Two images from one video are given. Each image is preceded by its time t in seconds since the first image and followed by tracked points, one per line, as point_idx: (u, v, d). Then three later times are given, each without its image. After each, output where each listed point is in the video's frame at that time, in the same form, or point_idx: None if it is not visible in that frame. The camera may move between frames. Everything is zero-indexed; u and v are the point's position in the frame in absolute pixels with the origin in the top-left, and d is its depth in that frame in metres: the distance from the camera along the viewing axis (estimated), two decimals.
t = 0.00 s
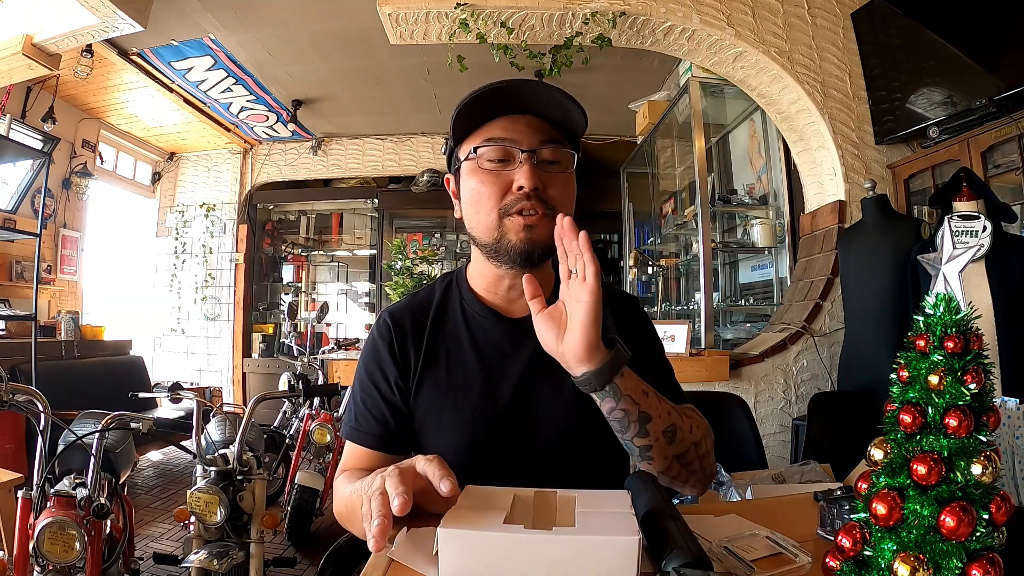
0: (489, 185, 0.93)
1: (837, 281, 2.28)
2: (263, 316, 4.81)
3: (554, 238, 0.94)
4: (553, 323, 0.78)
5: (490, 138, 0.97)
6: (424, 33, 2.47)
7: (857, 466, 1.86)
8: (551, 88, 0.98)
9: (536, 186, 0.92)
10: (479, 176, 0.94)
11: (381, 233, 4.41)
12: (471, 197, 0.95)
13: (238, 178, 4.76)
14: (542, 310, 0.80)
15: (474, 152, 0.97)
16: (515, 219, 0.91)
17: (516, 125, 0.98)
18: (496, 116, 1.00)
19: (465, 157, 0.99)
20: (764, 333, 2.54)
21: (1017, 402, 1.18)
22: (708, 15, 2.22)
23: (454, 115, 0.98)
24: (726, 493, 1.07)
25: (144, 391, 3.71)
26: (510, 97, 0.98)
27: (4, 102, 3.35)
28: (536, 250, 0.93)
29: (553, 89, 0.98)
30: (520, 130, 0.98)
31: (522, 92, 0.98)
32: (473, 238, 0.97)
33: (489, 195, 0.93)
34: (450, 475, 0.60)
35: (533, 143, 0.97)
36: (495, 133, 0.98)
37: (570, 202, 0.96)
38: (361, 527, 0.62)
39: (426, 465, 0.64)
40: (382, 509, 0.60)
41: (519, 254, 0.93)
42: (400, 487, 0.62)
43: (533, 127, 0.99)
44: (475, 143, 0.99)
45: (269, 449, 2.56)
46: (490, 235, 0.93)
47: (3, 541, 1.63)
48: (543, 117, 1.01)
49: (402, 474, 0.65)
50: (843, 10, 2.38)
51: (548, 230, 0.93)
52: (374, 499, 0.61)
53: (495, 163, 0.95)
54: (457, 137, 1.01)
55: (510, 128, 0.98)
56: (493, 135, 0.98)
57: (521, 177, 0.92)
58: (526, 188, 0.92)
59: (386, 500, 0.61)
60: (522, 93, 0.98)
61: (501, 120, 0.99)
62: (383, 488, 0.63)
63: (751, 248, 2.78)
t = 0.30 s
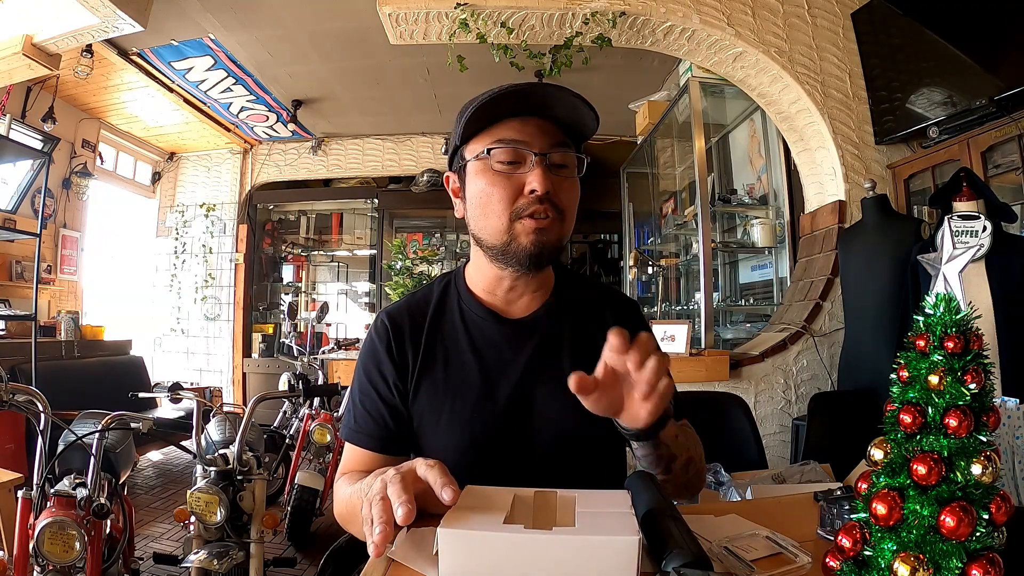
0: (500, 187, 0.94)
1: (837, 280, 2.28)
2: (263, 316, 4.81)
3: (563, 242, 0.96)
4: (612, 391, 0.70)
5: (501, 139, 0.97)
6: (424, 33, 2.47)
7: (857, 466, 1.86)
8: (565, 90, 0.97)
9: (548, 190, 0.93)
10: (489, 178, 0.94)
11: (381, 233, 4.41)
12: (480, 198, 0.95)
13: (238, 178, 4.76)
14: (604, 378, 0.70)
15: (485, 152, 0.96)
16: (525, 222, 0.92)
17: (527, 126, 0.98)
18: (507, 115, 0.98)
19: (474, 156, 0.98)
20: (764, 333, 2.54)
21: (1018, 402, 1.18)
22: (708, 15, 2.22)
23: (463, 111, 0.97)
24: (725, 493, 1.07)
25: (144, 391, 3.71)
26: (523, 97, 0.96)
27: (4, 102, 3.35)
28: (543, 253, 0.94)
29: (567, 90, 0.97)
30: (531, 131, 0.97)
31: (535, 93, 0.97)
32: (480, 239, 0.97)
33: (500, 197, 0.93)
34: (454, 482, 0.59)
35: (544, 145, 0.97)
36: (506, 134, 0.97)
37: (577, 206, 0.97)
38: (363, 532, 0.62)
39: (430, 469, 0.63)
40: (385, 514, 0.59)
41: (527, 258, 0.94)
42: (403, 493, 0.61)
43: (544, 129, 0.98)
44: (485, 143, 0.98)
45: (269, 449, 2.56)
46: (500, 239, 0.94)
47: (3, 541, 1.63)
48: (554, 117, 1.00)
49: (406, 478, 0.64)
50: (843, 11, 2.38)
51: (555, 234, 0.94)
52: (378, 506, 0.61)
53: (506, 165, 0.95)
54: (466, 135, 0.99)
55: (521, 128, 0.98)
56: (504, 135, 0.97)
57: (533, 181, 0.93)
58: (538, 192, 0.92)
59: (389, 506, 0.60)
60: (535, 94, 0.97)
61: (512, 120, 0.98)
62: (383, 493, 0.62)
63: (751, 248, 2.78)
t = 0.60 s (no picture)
0: (499, 191, 0.94)
1: (837, 280, 2.28)
2: (263, 316, 4.81)
3: (564, 244, 0.96)
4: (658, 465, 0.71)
5: (500, 142, 0.96)
6: (424, 33, 2.47)
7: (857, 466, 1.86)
8: (564, 91, 0.96)
9: (548, 193, 0.93)
10: (489, 181, 0.94)
11: (381, 233, 4.41)
12: (481, 201, 0.95)
13: (238, 178, 4.76)
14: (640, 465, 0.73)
15: (485, 155, 0.96)
16: (526, 226, 0.93)
17: (527, 128, 0.97)
18: (507, 117, 0.97)
19: (474, 159, 0.98)
20: (764, 333, 2.54)
21: (1018, 402, 1.18)
22: (708, 15, 2.22)
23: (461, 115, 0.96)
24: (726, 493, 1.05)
25: (144, 391, 3.70)
26: (522, 99, 0.95)
27: (4, 102, 3.35)
28: (544, 257, 0.94)
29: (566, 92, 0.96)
30: (531, 133, 0.97)
31: (533, 94, 0.96)
32: (481, 241, 0.98)
33: (500, 200, 0.94)
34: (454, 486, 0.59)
35: (544, 147, 0.96)
36: (505, 136, 0.97)
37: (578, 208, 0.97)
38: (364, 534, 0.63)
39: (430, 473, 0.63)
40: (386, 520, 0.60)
41: (529, 262, 0.94)
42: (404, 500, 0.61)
43: (545, 130, 0.98)
44: (484, 146, 0.97)
45: (269, 449, 2.56)
46: (500, 242, 0.94)
47: (3, 541, 1.63)
48: (555, 118, 0.99)
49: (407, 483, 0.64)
50: (843, 10, 2.38)
51: (556, 237, 0.94)
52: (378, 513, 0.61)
53: (505, 168, 0.95)
54: (466, 138, 0.99)
55: (520, 130, 0.97)
56: (503, 138, 0.97)
57: (533, 184, 0.92)
58: (537, 195, 0.92)
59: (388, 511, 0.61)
60: (534, 95, 0.96)
61: (511, 122, 0.98)
62: (385, 498, 0.62)
63: (751, 248, 2.78)
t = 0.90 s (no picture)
0: (495, 189, 0.94)
1: (837, 280, 2.28)
2: (263, 316, 4.81)
3: (560, 242, 0.96)
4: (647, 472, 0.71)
5: (495, 142, 0.97)
6: (424, 33, 2.47)
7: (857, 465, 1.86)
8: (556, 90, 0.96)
9: (542, 191, 0.93)
10: (485, 180, 0.95)
11: (381, 233, 4.41)
12: (478, 200, 0.96)
13: (238, 178, 4.76)
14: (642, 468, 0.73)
15: (481, 155, 0.96)
16: (521, 224, 0.93)
17: (522, 127, 0.97)
18: (502, 117, 0.98)
19: (471, 159, 0.98)
20: (764, 333, 2.54)
21: (1018, 402, 1.18)
22: (708, 15, 2.22)
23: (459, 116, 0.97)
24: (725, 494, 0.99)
25: (144, 391, 3.70)
26: (516, 98, 0.96)
27: (4, 102, 3.35)
28: (540, 255, 0.94)
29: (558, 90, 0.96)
30: (527, 132, 0.97)
31: (528, 93, 0.96)
32: (479, 239, 0.98)
33: (495, 199, 0.94)
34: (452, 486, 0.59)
35: (540, 146, 0.96)
36: (501, 136, 0.97)
37: (574, 207, 0.97)
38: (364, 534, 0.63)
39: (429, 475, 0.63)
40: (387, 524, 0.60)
41: (525, 259, 0.94)
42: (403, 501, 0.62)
43: (541, 129, 0.98)
44: (480, 145, 0.98)
45: (269, 449, 2.56)
46: (496, 241, 0.94)
47: (3, 541, 1.63)
48: (551, 118, 0.99)
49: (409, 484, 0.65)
50: (843, 11, 2.38)
51: (551, 236, 0.94)
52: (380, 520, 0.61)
53: (501, 167, 0.95)
54: (463, 139, 1.00)
55: (516, 129, 0.97)
56: (499, 138, 0.97)
57: (526, 181, 0.93)
58: (531, 193, 0.92)
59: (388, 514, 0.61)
60: (530, 95, 0.96)
61: (506, 121, 0.98)
62: (385, 500, 0.62)
63: (751, 248, 2.78)
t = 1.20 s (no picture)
0: (495, 184, 0.94)
1: (837, 280, 2.28)
2: (263, 316, 4.81)
3: (560, 237, 0.94)
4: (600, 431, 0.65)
5: (497, 138, 0.97)
6: (424, 33, 2.47)
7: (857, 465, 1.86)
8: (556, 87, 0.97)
9: (542, 185, 0.92)
10: (486, 176, 0.95)
11: (381, 233, 4.41)
12: (480, 196, 0.96)
13: (238, 177, 4.76)
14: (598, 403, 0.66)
15: (482, 151, 0.97)
16: (521, 217, 0.92)
17: (523, 125, 0.98)
18: (504, 116, 0.99)
19: (473, 156, 0.99)
20: (764, 333, 2.54)
21: (1018, 402, 1.18)
22: (708, 15, 2.22)
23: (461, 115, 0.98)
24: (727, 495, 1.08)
25: (144, 391, 3.70)
26: (517, 98, 0.97)
27: (4, 102, 3.35)
28: (541, 248, 0.93)
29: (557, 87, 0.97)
30: (527, 131, 0.98)
31: (528, 91, 0.97)
32: (481, 235, 0.98)
33: (496, 193, 0.94)
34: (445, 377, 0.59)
35: (540, 143, 0.97)
36: (502, 134, 0.98)
37: (575, 201, 0.95)
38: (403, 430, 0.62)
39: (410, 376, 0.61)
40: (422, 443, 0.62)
41: (524, 251, 0.93)
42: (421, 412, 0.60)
43: (541, 127, 0.98)
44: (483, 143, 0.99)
45: (269, 449, 2.56)
46: (499, 234, 0.94)
47: (3, 541, 1.63)
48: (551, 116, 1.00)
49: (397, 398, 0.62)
50: (843, 11, 2.38)
51: (552, 229, 0.93)
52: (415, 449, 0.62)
53: (502, 162, 0.95)
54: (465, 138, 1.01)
55: (517, 127, 0.98)
56: (501, 135, 0.98)
57: (526, 176, 0.92)
58: (531, 187, 0.92)
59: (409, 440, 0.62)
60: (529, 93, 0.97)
61: (508, 120, 0.99)
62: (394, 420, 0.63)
63: (751, 248, 2.79)
